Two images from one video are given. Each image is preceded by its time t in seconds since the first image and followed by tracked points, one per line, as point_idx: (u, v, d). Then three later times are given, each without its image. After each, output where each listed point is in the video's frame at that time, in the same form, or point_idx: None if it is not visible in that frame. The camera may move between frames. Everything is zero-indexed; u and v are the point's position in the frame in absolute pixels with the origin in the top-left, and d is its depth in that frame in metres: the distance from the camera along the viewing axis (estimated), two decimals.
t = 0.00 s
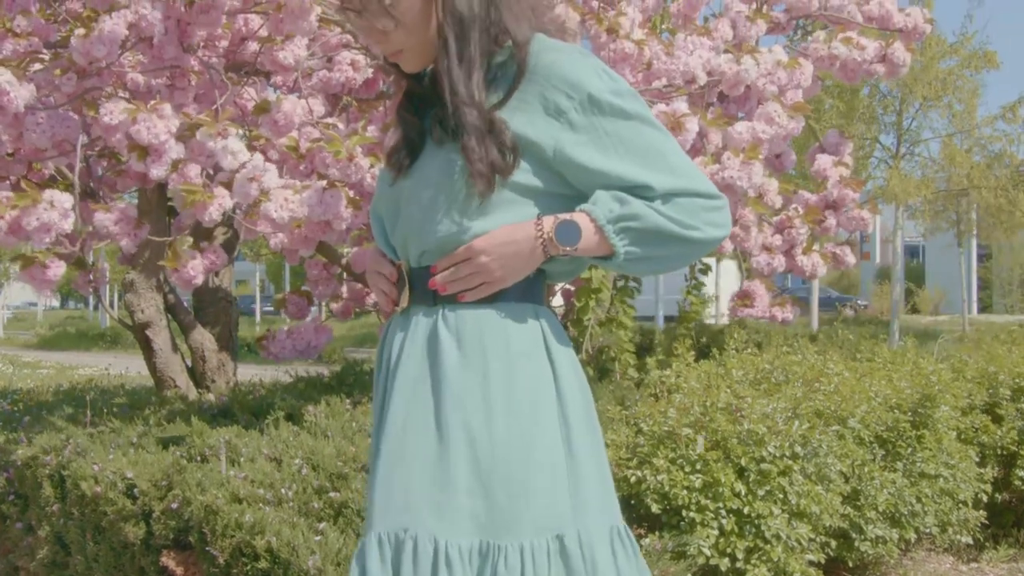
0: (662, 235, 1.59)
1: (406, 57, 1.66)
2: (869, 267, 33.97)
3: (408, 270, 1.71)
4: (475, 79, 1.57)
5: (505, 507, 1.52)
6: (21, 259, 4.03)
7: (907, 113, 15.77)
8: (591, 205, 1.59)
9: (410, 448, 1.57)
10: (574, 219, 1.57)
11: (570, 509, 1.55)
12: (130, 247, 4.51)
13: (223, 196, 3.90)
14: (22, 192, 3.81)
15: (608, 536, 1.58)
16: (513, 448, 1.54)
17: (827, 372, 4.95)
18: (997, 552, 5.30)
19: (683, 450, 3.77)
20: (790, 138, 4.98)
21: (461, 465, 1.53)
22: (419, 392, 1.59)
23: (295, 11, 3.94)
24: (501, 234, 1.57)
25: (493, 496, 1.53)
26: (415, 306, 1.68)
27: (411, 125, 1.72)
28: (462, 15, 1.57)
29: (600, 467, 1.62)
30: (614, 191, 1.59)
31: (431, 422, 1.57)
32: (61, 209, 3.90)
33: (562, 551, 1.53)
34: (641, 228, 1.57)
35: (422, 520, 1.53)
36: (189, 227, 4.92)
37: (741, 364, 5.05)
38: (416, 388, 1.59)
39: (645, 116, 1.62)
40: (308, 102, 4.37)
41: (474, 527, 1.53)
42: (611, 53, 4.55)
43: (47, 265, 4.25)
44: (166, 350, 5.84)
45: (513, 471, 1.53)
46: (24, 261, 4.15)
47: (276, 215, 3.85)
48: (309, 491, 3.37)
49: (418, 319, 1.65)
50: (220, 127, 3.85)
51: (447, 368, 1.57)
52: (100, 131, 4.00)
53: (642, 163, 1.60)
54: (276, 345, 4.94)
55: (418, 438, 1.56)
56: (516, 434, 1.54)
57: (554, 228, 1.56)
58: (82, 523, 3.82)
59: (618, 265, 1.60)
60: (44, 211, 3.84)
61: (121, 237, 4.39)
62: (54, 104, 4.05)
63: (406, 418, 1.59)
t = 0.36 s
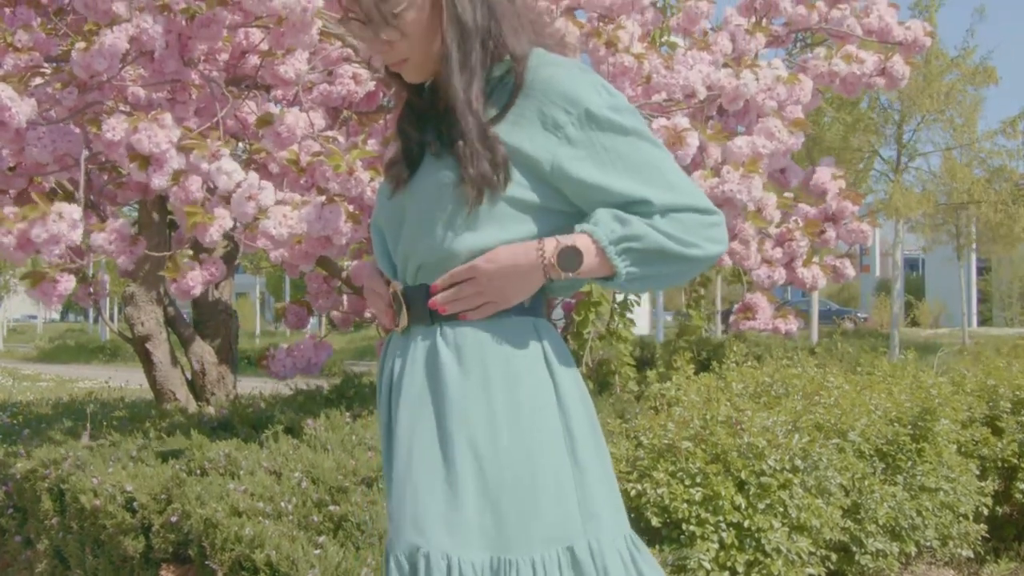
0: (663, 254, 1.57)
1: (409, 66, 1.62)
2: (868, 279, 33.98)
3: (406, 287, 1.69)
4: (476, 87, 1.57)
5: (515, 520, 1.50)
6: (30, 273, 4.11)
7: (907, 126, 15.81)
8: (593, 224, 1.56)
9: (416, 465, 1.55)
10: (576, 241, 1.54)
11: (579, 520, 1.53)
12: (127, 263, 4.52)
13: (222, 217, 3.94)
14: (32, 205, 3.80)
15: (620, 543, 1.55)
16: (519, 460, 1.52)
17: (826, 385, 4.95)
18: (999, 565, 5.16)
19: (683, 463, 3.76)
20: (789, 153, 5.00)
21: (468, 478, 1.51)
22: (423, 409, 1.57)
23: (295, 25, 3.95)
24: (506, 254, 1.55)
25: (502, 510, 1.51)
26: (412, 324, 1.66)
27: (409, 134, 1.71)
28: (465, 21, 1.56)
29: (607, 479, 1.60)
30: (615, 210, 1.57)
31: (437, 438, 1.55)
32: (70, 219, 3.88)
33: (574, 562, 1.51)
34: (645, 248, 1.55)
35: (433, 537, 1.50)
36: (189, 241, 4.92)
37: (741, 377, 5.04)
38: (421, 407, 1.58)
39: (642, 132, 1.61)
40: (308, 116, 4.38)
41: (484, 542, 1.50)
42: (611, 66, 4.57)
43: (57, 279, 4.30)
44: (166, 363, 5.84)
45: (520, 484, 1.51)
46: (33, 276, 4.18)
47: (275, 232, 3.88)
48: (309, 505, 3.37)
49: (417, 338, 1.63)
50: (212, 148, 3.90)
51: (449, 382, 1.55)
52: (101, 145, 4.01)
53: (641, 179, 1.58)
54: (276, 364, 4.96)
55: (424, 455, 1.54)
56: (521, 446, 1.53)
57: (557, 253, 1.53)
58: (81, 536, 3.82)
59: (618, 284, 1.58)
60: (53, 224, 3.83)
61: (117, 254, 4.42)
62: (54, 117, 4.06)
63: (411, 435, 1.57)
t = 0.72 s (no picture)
0: (678, 281, 1.54)
1: (428, 73, 1.60)
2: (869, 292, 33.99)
3: (404, 302, 1.67)
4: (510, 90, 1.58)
5: (512, 535, 1.50)
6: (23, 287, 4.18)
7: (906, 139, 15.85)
8: (612, 257, 1.52)
9: (413, 479, 1.53)
10: (600, 277, 1.49)
11: (575, 535, 1.53)
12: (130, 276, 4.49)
13: (224, 222, 3.92)
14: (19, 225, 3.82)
15: (616, 559, 1.56)
16: (516, 473, 1.52)
17: (826, 398, 4.95)
18: None
19: (683, 477, 3.75)
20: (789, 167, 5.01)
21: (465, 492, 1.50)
22: (420, 422, 1.56)
23: (296, 39, 3.96)
24: (531, 287, 1.50)
25: (499, 525, 1.50)
26: (411, 339, 1.64)
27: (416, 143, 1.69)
28: (499, 27, 1.59)
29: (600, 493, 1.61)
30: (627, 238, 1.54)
31: (434, 451, 1.54)
32: (58, 239, 3.89)
33: None
34: (663, 278, 1.51)
35: (428, 552, 1.48)
36: (189, 254, 4.93)
37: (741, 390, 5.04)
38: (417, 420, 1.56)
39: (643, 153, 1.60)
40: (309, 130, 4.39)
41: (481, 557, 1.49)
42: (611, 80, 4.58)
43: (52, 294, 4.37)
44: (166, 376, 5.84)
45: (518, 498, 1.51)
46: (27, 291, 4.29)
47: (277, 243, 3.90)
48: (308, 518, 3.36)
49: (415, 351, 1.62)
50: (221, 157, 3.92)
51: (446, 395, 1.54)
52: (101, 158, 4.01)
53: (643, 200, 1.57)
54: (276, 371, 4.94)
55: (421, 468, 1.53)
56: (519, 460, 1.53)
57: (584, 290, 1.48)
58: (80, 550, 3.81)
59: (638, 316, 1.54)
60: (41, 242, 3.85)
61: (120, 265, 4.39)
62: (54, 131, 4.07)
63: (407, 448, 1.56)
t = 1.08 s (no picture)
0: (688, 304, 1.53)
1: (438, 87, 1.60)
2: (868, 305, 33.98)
3: (405, 315, 1.67)
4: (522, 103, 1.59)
5: (510, 548, 1.49)
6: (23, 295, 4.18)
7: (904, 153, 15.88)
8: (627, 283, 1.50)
9: (411, 491, 1.53)
10: (618, 308, 1.48)
11: (572, 551, 1.53)
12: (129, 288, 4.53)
13: (222, 244, 3.95)
14: (27, 228, 3.82)
15: None
16: (515, 486, 1.52)
17: (826, 412, 4.96)
18: None
19: (684, 490, 3.74)
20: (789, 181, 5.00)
21: (464, 505, 1.50)
22: (419, 435, 1.56)
23: (296, 54, 3.97)
24: (550, 321, 1.47)
25: (497, 538, 1.49)
26: (412, 353, 1.64)
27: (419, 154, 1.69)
28: (510, 41, 1.60)
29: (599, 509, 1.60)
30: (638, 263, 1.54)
31: (434, 464, 1.54)
32: (65, 244, 3.89)
33: None
34: (677, 302, 1.51)
35: (425, 565, 1.47)
36: (189, 268, 4.93)
37: (741, 404, 5.04)
38: (417, 432, 1.57)
39: (648, 172, 1.59)
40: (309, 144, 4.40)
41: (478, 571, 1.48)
42: (610, 94, 4.59)
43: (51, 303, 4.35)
44: (165, 390, 5.83)
45: (517, 512, 1.51)
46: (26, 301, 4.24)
47: (276, 258, 3.90)
48: (308, 533, 3.35)
49: (415, 365, 1.62)
50: (218, 172, 3.85)
51: (447, 408, 1.54)
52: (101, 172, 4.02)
53: (647, 220, 1.56)
54: (270, 392, 4.95)
55: (420, 481, 1.53)
56: (518, 473, 1.52)
57: (604, 323, 1.46)
58: (78, 564, 3.80)
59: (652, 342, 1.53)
60: (48, 246, 3.84)
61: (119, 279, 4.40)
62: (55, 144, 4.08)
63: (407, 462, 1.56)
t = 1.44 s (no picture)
0: (685, 322, 1.53)
1: (445, 100, 1.61)
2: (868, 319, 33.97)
3: (408, 328, 1.67)
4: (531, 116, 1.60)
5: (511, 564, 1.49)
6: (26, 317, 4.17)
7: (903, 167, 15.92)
8: (622, 301, 1.51)
9: (414, 506, 1.54)
10: (614, 324, 1.48)
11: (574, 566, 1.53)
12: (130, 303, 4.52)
13: (223, 250, 3.91)
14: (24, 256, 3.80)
15: None
16: (517, 501, 1.51)
17: (825, 424, 4.95)
18: None
19: (683, 504, 3.73)
20: (789, 195, 5.00)
21: (465, 520, 1.50)
22: (422, 449, 1.56)
23: (296, 68, 3.98)
24: (547, 345, 1.47)
25: (498, 553, 1.50)
26: (415, 367, 1.64)
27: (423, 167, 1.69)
28: (518, 54, 1.61)
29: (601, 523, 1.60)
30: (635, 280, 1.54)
31: (436, 478, 1.54)
32: (62, 269, 3.90)
33: None
34: (674, 319, 1.51)
35: None
36: (189, 281, 4.94)
37: (741, 418, 5.04)
38: (419, 446, 1.57)
39: (648, 189, 1.60)
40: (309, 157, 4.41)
41: None
42: (610, 108, 4.61)
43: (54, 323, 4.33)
44: (165, 404, 5.83)
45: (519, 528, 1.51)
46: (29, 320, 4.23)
47: (275, 270, 3.91)
48: (307, 546, 3.35)
49: (418, 378, 1.62)
50: (220, 184, 3.87)
51: (449, 422, 1.55)
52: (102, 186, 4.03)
53: (647, 238, 1.56)
54: (274, 405, 4.93)
55: (422, 496, 1.53)
56: (519, 488, 1.52)
57: (600, 337, 1.46)
58: None
59: (649, 361, 1.53)
60: (47, 272, 3.85)
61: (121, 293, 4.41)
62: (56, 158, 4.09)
63: (410, 477, 1.56)
